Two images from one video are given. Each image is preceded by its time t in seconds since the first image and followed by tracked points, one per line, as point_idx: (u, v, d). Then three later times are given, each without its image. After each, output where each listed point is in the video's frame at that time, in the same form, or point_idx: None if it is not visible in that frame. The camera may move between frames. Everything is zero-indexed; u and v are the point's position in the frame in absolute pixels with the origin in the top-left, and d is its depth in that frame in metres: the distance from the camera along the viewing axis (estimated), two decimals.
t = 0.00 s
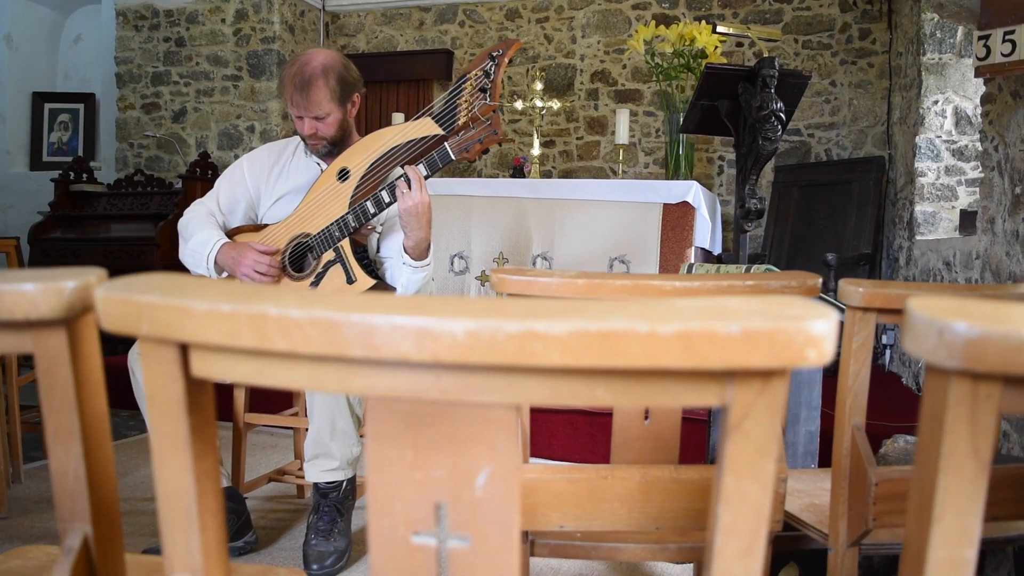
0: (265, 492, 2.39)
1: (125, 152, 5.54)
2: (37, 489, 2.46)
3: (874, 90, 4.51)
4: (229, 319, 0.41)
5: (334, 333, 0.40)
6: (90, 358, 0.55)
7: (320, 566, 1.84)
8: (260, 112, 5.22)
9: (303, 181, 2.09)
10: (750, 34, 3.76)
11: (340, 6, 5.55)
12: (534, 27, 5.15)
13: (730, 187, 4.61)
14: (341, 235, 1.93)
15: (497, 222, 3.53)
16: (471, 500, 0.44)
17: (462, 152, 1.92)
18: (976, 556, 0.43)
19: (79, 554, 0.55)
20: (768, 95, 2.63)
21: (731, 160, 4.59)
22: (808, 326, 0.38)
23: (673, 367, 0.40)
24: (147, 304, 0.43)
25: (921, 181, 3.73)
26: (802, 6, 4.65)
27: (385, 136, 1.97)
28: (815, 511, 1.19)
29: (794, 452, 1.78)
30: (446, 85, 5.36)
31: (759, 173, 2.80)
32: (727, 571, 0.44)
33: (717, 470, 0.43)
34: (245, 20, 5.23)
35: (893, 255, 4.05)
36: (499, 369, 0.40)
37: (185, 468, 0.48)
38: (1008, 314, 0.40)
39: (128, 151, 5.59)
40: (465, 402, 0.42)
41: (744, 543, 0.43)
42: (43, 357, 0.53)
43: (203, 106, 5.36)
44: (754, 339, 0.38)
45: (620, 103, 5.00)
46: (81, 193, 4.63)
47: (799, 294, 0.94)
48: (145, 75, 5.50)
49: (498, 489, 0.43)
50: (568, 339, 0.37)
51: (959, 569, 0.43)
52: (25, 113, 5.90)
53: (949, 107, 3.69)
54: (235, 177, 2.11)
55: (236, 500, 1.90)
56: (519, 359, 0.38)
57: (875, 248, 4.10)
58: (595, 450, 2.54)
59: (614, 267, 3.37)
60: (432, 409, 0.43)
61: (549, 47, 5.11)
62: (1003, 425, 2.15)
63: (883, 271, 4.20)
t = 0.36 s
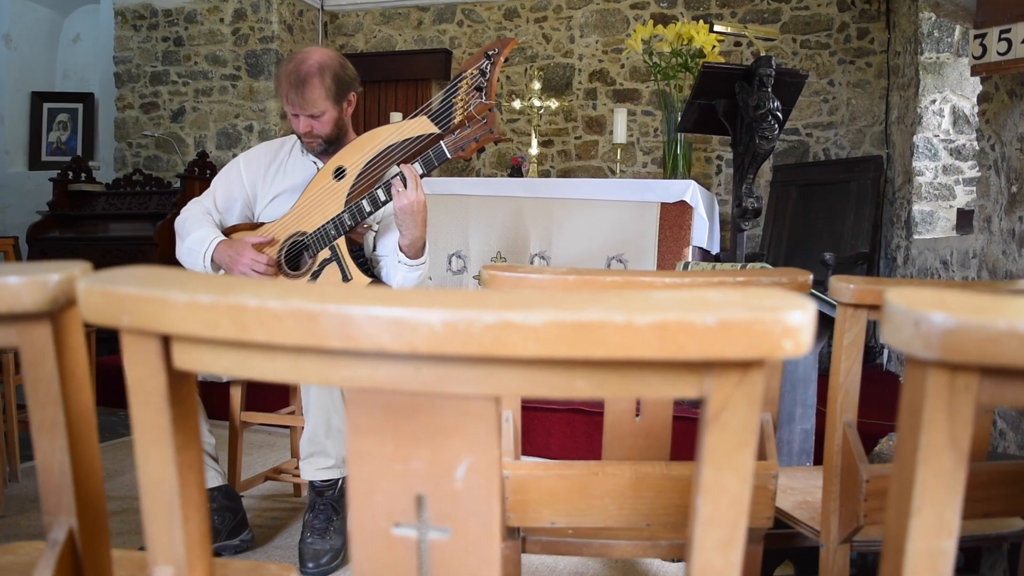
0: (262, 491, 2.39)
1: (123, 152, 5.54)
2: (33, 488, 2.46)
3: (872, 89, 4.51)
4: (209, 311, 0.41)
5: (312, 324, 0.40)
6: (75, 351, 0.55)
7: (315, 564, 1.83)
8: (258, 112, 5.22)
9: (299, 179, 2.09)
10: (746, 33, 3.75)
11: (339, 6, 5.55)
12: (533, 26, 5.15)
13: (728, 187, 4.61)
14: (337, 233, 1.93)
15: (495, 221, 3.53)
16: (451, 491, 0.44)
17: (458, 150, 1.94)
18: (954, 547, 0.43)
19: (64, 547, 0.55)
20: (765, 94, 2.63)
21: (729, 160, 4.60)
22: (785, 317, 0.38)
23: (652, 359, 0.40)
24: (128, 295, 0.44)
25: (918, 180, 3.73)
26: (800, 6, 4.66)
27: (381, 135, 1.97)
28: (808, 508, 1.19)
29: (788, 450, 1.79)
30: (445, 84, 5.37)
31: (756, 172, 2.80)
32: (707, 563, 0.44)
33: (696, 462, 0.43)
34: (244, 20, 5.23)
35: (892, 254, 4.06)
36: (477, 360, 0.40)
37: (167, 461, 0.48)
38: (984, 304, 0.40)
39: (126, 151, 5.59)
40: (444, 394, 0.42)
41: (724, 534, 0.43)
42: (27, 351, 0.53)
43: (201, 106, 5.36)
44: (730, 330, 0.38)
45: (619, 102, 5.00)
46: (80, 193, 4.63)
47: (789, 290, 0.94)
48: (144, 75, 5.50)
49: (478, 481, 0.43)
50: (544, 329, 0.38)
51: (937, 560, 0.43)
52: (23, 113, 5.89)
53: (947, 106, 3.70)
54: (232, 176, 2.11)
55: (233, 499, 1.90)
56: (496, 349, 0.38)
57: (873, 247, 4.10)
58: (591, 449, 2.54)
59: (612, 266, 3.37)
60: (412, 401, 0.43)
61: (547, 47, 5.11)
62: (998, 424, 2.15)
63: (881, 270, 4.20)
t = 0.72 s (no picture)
0: (259, 490, 2.39)
1: (122, 151, 5.54)
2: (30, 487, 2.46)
3: (870, 88, 4.51)
4: (188, 302, 0.41)
5: (290, 314, 0.40)
6: (60, 344, 0.55)
7: (311, 562, 1.83)
8: (256, 111, 5.23)
9: (295, 177, 2.09)
10: (743, 32, 3.75)
11: (337, 6, 5.55)
12: (531, 26, 5.15)
13: (726, 186, 4.61)
14: (333, 232, 1.93)
15: (493, 221, 3.52)
16: (431, 482, 0.44)
17: (453, 149, 1.95)
18: (933, 539, 0.43)
19: (49, 540, 0.55)
20: (762, 93, 2.63)
21: (727, 159, 4.60)
22: (761, 308, 0.38)
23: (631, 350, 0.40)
24: (108, 287, 0.44)
25: (915, 179, 3.73)
26: (797, 5, 4.66)
27: (376, 133, 1.96)
28: (800, 504, 1.19)
29: (783, 449, 1.77)
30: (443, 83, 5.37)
31: (753, 171, 2.80)
32: (685, 555, 0.44)
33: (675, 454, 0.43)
34: (242, 20, 5.23)
35: (889, 254, 4.06)
36: (455, 350, 0.40)
37: (149, 453, 0.48)
38: (960, 295, 0.40)
39: (124, 151, 5.59)
40: (423, 384, 0.42)
41: (703, 526, 0.43)
42: (11, 344, 0.53)
43: (200, 105, 5.37)
44: (706, 321, 0.38)
45: (616, 102, 5.00)
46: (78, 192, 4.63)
47: (779, 286, 0.94)
48: (142, 75, 5.51)
49: (458, 472, 0.43)
50: (521, 320, 0.38)
51: (916, 552, 0.43)
52: (21, 112, 5.89)
53: (944, 105, 3.71)
54: (228, 174, 2.11)
55: (228, 497, 1.90)
56: (472, 340, 0.38)
57: (870, 247, 4.10)
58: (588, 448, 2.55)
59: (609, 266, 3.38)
60: (391, 392, 0.43)
61: (545, 46, 5.11)
62: (994, 422, 2.15)
63: (879, 270, 4.21)
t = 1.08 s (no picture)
0: (255, 488, 2.39)
1: (120, 150, 5.54)
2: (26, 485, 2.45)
3: (867, 88, 4.51)
4: (168, 293, 0.42)
5: (268, 306, 0.40)
6: (45, 337, 0.56)
7: (307, 560, 1.84)
8: (255, 110, 5.24)
9: (291, 175, 2.09)
10: (740, 31, 3.74)
11: (336, 5, 5.55)
12: (529, 25, 5.15)
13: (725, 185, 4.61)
14: (329, 231, 1.94)
15: (491, 219, 3.52)
16: (411, 474, 0.44)
17: (449, 147, 1.96)
18: (911, 531, 0.43)
19: (34, 533, 0.56)
20: (759, 92, 2.63)
21: (725, 159, 4.60)
22: (737, 299, 0.38)
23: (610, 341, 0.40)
24: (90, 279, 0.44)
25: (913, 178, 3.73)
26: (795, 5, 4.66)
27: (372, 131, 1.96)
28: (791, 501, 1.20)
29: (778, 448, 1.77)
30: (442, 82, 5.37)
31: (750, 170, 2.80)
32: (665, 546, 0.44)
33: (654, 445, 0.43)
34: (240, 19, 5.24)
35: (887, 253, 4.06)
36: (432, 339, 0.40)
37: (132, 445, 0.48)
38: (937, 287, 0.40)
39: (123, 150, 5.59)
40: (401, 376, 0.42)
41: (682, 517, 0.43)
42: None
43: (198, 104, 5.37)
44: (682, 311, 0.38)
45: (614, 101, 5.00)
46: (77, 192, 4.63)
47: (770, 283, 0.95)
48: (141, 74, 5.51)
49: (437, 464, 0.44)
50: (498, 311, 0.38)
51: (894, 543, 0.43)
52: (20, 112, 5.88)
53: (942, 104, 3.71)
54: (224, 173, 2.11)
55: (224, 496, 1.89)
56: (450, 331, 0.38)
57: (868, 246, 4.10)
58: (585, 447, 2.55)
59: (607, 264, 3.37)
60: (371, 383, 0.43)
61: (543, 46, 5.12)
62: (990, 421, 2.15)
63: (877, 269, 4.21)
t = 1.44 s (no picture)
0: (252, 487, 2.39)
1: (119, 150, 5.54)
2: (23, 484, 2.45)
3: (865, 87, 4.51)
4: (148, 284, 0.42)
5: (247, 296, 0.40)
6: (30, 330, 0.56)
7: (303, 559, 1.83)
8: (253, 110, 5.24)
9: (285, 175, 2.10)
10: (739, 31, 3.73)
11: (334, 4, 5.54)
12: (528, 24, 5.15)
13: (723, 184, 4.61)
14: (323, 229, 1.94)
15: (489, 219, 3.51)
16: (391, 466, 0.44)
17: (442, 145, 1.97)
18: (890, 524, 0.43)
19: (19, 525, 0.55)
20: (756, 91, 2.63)
21: (723, 158, 4.60)
22: (711, 290, 0.38)
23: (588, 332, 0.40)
24: (71, 271, 0.44)
25: (911, 177, 3.74)
26: (793, 4, 4.66)
27: (366, 129, 1.96)
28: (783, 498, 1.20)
29: (773, 445, 1.77)
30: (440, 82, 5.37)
31: (747, 169, 2.78)
32: (645, 539, 0.44)
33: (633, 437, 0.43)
34: (239, 19, 5.24)
35: (885, 252, 4.06)
36: (410, 330, 0.40)
37: (114, 437, 0.48)
38: (912, 277, 0.40)
39: (122, 149, 5.58)
40: (381, 367, 0.42)
41: (661, 509, 0.44)
42: None
43: (197, 104, 5.38)
44: (657, 302, 0.38)
45: (613, 101, 5.01)
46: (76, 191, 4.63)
47: (760, 280, 0.95)
48: (139, 74, 5.50)
49: (417, 456, 0.44)
50: (474, 302, 0.38)
51: (874, 535, 0.43)
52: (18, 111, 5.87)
53: (939, 104, 3.71)
54: (218, 171, 2.11)
55: (220, 494, 1.88)
56: (427, 322, 0.39)
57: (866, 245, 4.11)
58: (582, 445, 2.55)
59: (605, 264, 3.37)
60: (351, 376, 0.43)
61: (541, 45, 5.12)
62: (986, 419, 2.15)
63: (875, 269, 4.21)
